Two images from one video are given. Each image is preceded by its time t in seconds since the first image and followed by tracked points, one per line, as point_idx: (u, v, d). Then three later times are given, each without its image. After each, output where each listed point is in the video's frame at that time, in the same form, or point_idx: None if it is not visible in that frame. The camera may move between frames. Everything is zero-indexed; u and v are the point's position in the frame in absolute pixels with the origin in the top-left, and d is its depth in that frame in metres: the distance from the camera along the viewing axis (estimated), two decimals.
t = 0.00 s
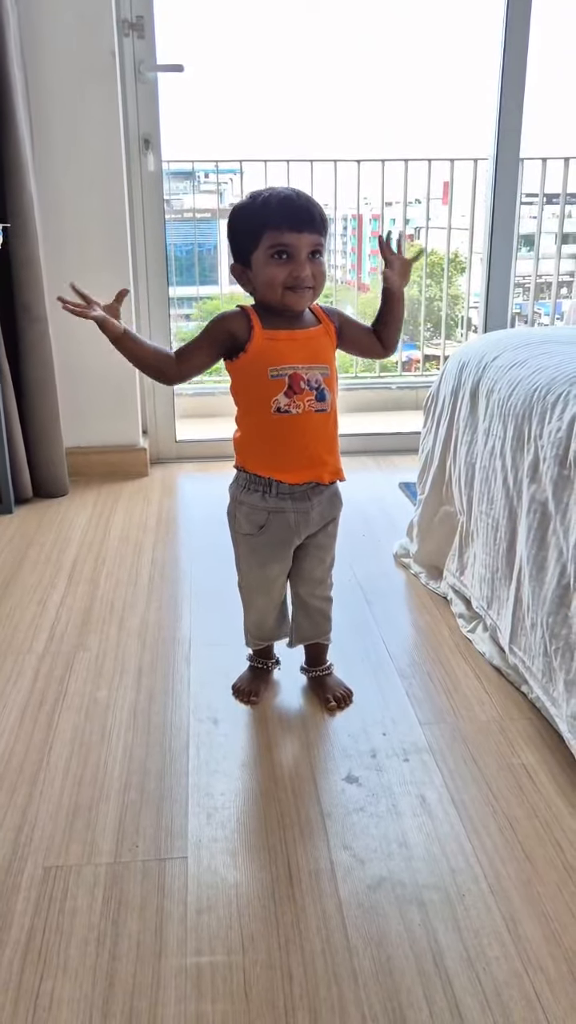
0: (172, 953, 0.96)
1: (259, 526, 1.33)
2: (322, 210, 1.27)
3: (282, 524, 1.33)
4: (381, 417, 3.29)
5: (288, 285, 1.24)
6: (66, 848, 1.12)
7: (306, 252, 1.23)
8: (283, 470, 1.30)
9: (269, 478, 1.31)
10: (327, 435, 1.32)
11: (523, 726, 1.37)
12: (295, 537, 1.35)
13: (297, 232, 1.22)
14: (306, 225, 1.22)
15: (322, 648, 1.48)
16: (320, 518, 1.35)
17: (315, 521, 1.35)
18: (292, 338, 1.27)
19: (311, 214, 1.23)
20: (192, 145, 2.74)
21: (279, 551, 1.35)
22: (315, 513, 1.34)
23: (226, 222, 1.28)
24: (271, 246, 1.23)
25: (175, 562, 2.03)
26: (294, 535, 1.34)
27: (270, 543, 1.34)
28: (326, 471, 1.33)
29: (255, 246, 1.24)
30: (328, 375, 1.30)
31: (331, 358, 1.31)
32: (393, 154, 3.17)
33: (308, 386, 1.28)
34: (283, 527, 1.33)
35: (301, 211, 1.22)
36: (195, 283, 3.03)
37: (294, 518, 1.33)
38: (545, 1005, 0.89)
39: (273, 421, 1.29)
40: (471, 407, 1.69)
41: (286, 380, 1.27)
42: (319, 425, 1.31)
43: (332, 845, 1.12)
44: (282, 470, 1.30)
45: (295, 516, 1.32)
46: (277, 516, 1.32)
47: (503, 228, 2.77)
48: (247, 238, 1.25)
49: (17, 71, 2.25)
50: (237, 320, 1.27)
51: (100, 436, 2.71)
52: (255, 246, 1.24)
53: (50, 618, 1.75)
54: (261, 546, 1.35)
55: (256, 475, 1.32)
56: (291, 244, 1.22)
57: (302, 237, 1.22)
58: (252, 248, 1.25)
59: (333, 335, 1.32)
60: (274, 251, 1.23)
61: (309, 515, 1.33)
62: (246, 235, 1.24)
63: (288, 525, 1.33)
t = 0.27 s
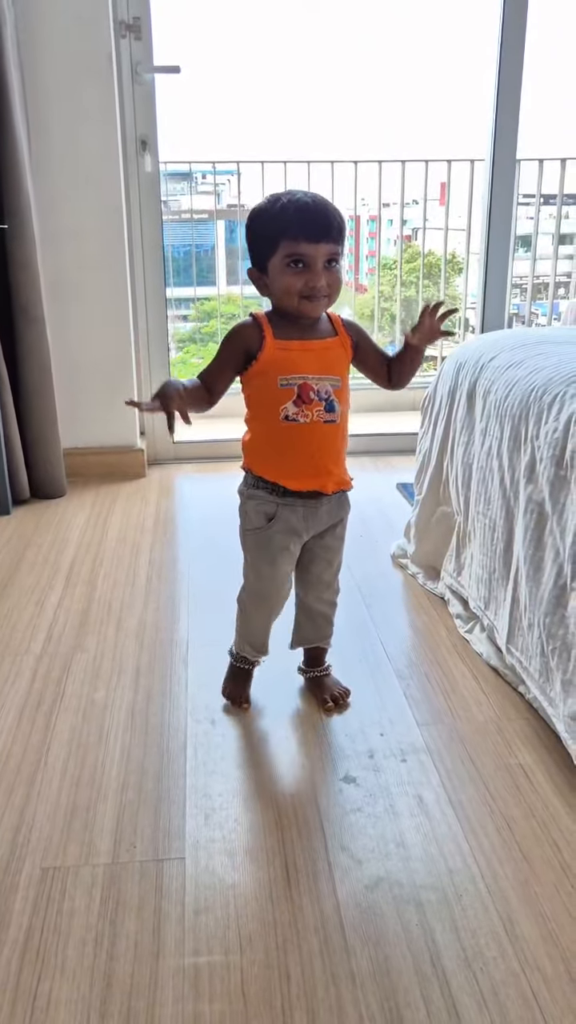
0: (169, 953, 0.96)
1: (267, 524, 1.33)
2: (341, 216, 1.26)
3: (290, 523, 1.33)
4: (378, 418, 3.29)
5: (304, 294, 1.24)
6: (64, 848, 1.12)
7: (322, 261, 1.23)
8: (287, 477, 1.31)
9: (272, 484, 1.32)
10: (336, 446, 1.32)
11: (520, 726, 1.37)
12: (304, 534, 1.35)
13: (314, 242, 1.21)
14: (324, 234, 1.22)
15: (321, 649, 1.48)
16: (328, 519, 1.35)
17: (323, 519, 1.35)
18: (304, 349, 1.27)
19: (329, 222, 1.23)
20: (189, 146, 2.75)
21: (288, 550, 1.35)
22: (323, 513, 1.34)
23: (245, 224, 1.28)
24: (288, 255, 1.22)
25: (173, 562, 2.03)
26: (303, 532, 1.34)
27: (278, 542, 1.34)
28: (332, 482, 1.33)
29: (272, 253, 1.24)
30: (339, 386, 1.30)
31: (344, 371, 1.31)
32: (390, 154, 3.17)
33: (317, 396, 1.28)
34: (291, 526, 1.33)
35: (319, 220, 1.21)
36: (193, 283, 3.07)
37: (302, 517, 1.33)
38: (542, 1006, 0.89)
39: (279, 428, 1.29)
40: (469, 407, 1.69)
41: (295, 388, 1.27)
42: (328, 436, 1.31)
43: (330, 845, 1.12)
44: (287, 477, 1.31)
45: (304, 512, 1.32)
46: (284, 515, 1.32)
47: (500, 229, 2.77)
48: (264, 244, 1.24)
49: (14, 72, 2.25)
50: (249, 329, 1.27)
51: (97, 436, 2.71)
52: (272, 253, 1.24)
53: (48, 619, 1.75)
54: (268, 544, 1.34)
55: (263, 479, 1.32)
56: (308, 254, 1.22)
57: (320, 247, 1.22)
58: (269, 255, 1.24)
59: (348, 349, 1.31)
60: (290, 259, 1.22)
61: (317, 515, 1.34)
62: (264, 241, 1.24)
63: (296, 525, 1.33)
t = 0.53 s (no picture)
0: (169, 954, 0.96)
1: (251, 527, 1.33)
2: (328, 218, 1.25)
3: (275, 526, 1.32)
4: (376, 419, 3.29)
5: (287, 302, 1.24)
6: (63, 850, 1.12)
7: (306, 269, 1.22)
8: (269, 481, 1.30)
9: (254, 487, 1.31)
10: (319, 453, 1.31)
11: (518, 727, 1.37)
12: (288, 542, 1.34)
13: (298, 251, 1.20)
14: (308, 241, 1.21)
15: (319, 651, 1.48)
16: (315, 523, 1.35)
17: (308, 528, 1.34)
18: (287, 354, 1.27)
19: (314, 228, 1.21)
20: (187, 147, 2.75)
21: (271, 554, 1.35)
22: (309, 518, 1.33)
23: (232, 224, 1.27)
24: (271, 263, 1.22)
25: (171, 563, 2.03)
26: (286, 540, 1.34)
27: (262, 546, 1.34)
28: (314, 489, 1.32)
29: (257, 259, 1.23)
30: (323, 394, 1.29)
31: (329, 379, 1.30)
32: (387, 155, 3.17)
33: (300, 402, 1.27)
34: (276, 530, 1.33)
35: (303, 227, 1.20)
36: (190, 283, 3.07)
37: (287, 521, 1.32)
38: (542, 1007, 0.89)
39: (261, 432, 1.29)
40: (467, 408, 1.69)
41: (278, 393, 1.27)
42: (311, 441, 1.30)
43: (329, 845, 1.12)
44: (268, 481, 1.30)
45: (288, 520, 1.32)
46: (269, 518, 1.32)
47: (497, 230, 2.78)
48: (249, 249, 1.24)
49: (11, 73, 2.25)
50: (234, 331, 1.26)
51: (95, 438, 2.71)
52: (257, 258, 1.23)
53: (46, 620, 1.75)
54: (253, 548, 1.34)
55: (249, 483, 1.32)
56: (292, 262, 1.21)
57: (303, 255, 1.21)
58: (254, 260, 1.24)
59: (332, 356, 1.31)
60: (274, 268, 1.22)
61: (303, 520, 1.33)
62: (250, 245, 1.23)
63: (281, 528, 1.33)
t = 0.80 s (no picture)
0: (167, 956, 0.96)
1: (242, 530, 1.33)
2: (319, 224, 1.24)
3: (266, 530, 1.32)
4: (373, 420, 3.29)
5: (273, 311, 1.24)
6: (61, 852, 1.12)
7: (293, 279, 1.22)
8: (257, 484, 1.31)
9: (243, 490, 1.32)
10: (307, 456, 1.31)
11: (516, 728, 1.37)
12: (280, 546, 1.34)
13: (285, 262, 1.21)
14: (296, 252, 1.21)
15: (316, 653, 1.48)
16: (307, 528, 1.35)
17: (300, 531, 1.34)
18: (276, 357, 1.28)
19: (303, 238, 1.21)
20: (183, 149, 2.75)
21: (263, 557, 1.35)
22: (301, 522, 1.33)
23: (223, 223, 1.27)
24: (259, 272, 1.22)
25: (168, 565, 2.03)
26: (278, 543, 1.34)
27: (253, 549, 1.34)
28: (303, 492, 1.32)
29: (245, 264, 1.23)
30: (311, 396, 1.30)
31: (318, 382, 1.31)
32: (384, 156, 3.18)
33: (288, 405, 1.28)
34: (267, 534, 1.33)
35: (291, 238, 1.20)
36: (187, 283, 3.10)
37: (279, 525, 1.32)
38: (540, 1007, 0.89)
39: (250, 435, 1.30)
40: (463, 409, 1.69)
41: (266, 397, 1.28)
42: (300, 445, 1.31)
43: (326, 846, 1.12)
44: (256, 484, 1.31)
45: (279, 523, 1.32)
46: (261, 522, 1.32)
47: (494, 232, 2.78)
48: (239, 255, 1.24)
49: (8, 75, 2.25)
50: (223, 333, 1.26)
51: (92, 439, 2.71)
52: (245, 264, 1.23)
53: (44, 621, 1.75)
54: (244, 551, 1.34)
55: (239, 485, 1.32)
56: (279, 273, 1.21)
57: (291, 266, 1.21)
58: (243, 266, 1.25)
59: (321, 359, 1.31)
60: (262, 277, 1.22)
61: (294, 524, 1.33)
62: (239, 250, 1.24)
63: (273, 532, 1.33)
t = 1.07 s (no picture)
0: (164, 958, 0.96)
1: (246, 531, 1.33)
2: (320, 221, 1.25)
3: (270, 531, 1.32)
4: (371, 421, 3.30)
5: (278, 307, 1.24)
6: (58, 854, 1.12)
7: (298, 273, 1.22)
8: (264, 484, 1.31)
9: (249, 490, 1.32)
10: (314, 457, 1.31)
11: (513, 728, 1.37)
12: (282, 547, 1.34)
13: (289, 255, 1.21)
14: (299, 246, 1.21)
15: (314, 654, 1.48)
16: (311, 530, 1.35)
17: (305, 534, 1.34)
18: (282, 357, 1.27)
19: (306, 232, 1.21)
20: (181, 150, 2.75)
21: (267, 559, 1.35)
22: (305, 525, 1.33)
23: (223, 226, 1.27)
24: (262, 268, 1.22)
25: (166, 566, 2.03)
26: (281, 545, 1.34)
27: (257, 550, 1.34)
28: (310, 492, 1.32)
29: (248, 263, 1.23)
30: (318, 396, 1.29)
31: (325, 381, 1.30)
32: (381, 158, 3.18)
33: (295, 405, 1.28)
34: (271, 535, 1.33)
35: (295, 232, 1.20)
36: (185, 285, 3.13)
37: (283, 526, 1.32)
38: (537, 1007, 0.90)
39: (256, 435, 1.29)
40: (460, 410, 1.69)
41: (272, 396, 1.27)
42: (306, 445, 1.30)
43: (324, 848, 1.12)
44: (262, 484, 1.31)
45: (283, 524, 1.32)
46: (265, 523, 1.32)
47: (491, 233, 2.79)
48: (241, 253, 1.24)
49: (5, 76, 2.25)
50: (228, 331, 1.26)
51: (89, 440, 2.70)
52: (248, 262, 1.23)
53: (41, 623, 1.75)
54: (248, 552, 1.34)
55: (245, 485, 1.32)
56: (283, 267, 1.21)
57: (294, 260, 1.21)
58: (245, 265, 1.24)
59: (327, 358, 1.31)
60: (265, 272, 1.22)
61: (299, 526, 1.33)
62: (241, 249, 1.24)
63: (277, 533, 1.33)
